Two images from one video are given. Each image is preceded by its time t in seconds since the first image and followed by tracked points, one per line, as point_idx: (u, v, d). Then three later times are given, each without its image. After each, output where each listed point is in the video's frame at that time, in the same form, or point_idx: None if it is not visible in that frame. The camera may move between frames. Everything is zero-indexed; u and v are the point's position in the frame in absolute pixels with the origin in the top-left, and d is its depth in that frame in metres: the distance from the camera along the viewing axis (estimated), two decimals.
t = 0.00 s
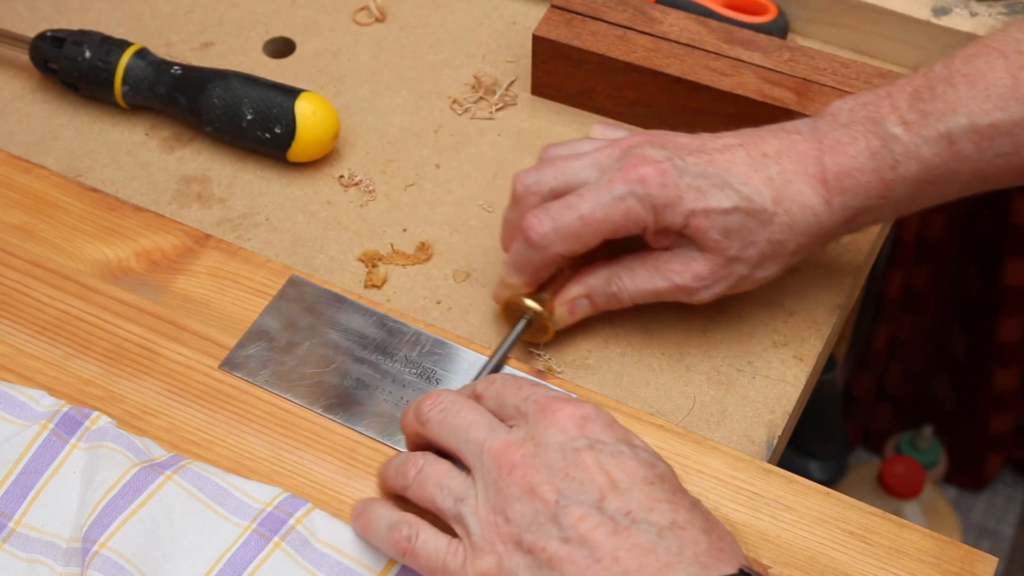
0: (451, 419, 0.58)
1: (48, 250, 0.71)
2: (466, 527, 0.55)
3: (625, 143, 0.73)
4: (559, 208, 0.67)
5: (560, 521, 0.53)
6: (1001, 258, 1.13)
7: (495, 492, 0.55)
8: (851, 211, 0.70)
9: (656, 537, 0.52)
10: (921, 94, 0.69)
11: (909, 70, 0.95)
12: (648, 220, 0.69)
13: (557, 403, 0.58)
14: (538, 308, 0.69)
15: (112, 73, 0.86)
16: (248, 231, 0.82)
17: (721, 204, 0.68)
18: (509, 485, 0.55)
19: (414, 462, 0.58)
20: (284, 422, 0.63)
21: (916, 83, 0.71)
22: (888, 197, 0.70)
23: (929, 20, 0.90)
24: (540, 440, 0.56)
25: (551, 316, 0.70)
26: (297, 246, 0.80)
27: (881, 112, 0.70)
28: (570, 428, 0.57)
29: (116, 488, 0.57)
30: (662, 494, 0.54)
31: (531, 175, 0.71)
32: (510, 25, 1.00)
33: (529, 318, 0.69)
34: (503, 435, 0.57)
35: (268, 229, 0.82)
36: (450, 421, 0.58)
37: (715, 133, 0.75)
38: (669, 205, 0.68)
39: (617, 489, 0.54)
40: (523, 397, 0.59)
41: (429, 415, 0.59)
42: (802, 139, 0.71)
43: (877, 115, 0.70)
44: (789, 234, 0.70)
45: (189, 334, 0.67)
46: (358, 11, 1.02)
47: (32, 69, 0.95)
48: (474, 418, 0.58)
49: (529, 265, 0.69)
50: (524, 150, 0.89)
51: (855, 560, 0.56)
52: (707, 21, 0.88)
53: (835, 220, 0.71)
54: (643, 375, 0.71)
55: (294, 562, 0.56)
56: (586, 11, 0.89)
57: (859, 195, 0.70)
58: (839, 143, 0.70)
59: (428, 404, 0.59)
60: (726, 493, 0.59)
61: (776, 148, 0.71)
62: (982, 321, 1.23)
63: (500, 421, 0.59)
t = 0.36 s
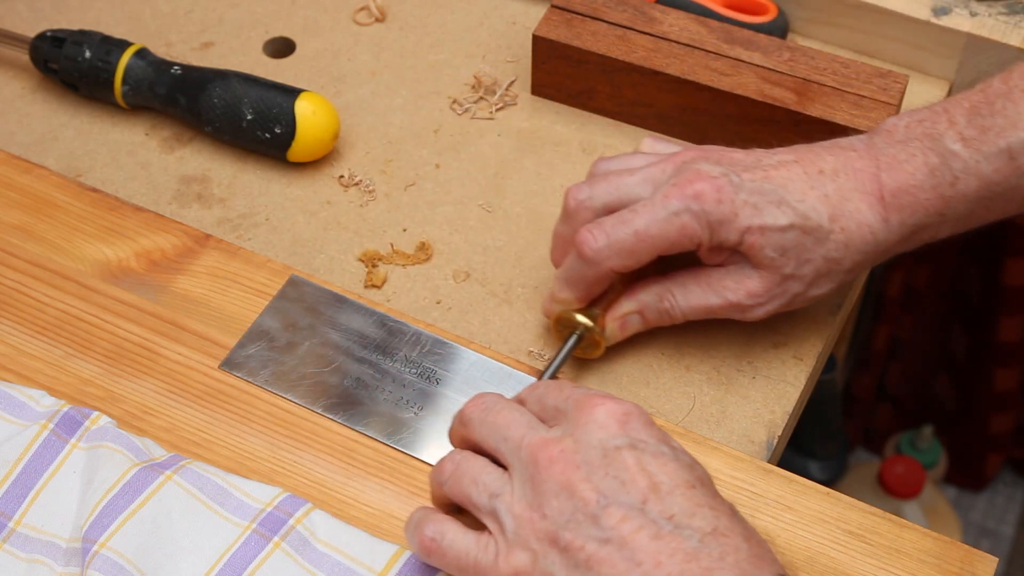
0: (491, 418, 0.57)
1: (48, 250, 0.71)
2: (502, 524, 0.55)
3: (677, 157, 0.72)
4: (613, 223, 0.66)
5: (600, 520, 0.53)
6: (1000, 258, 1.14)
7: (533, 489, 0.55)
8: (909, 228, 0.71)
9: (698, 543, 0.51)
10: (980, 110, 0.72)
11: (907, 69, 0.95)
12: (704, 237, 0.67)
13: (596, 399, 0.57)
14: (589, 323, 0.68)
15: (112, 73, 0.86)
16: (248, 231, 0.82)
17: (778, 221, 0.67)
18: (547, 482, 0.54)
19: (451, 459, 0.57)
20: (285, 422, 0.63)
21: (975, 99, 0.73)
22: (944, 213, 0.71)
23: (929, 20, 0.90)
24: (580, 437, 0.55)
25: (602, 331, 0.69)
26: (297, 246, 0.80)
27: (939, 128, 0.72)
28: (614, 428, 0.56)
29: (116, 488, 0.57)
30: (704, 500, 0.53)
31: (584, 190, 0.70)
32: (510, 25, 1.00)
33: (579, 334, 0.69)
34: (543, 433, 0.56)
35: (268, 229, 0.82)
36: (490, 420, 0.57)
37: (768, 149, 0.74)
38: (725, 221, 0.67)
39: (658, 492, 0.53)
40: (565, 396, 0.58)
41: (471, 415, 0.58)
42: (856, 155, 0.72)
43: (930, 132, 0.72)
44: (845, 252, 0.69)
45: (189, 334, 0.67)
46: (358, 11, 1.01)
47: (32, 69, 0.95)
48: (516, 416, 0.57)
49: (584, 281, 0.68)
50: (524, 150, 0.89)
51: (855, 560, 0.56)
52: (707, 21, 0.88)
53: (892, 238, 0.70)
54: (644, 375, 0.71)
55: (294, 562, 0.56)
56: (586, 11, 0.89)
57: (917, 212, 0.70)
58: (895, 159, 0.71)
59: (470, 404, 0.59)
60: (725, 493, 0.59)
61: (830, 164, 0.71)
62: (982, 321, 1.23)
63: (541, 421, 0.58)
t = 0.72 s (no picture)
0: (545, 442, 0.56)
1: (48, 250, 0.71)
2: (558, 552, 0.54)
3: (717, 172, 0.72)
4: (654, 238, 0.66)
5: (659, 549, 0.52)
6: (1000, 258, 1.15)
7: (590, 516, 0.54)
8: (952, 238, 0.71)
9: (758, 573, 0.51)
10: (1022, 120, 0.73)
11: (907, 69, 0.95)
12: (748, 251, 0.67)
13: (650, 424, 0.57)
14: (631, 340, 0.68)
15: (112, 73, 0.86)
16: (248, 231, 0.82)
17: (821, 235, 0.67)
18: (604, 509, 0.54)
19: (503, 485, 0.57)
20: (285, 422, 0.63)
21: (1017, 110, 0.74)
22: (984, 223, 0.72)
23: (929, 20, 0.90)
24: (637, 463, 0.55)
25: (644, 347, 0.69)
26: (297, 246, 0.80)
27: (982, 138, 0.73)
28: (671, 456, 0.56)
29: (116, 488, 0.57)
30: (762, 528, 0.53)
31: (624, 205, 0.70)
32: (510, 25, 1.00)
33: (620, 351, 0.68)
34: (599, 458, 0.56)
35: (268, 229, 0.82)
36: (545, 445, 0.56)
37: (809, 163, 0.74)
38: (769, 235, 0.66)
39: (716, 521, 0.53)
40: (620, 422, 0.58)
41: (523, 439, 0.57)
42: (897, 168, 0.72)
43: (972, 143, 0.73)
44: (889, 265, 0.70)
45: (188, 334, 0.67)
46: (358, 11, 1.01)
47: (32, 69, 0.95)
48: (570, 442, 0.57)
49: (625, 296, 0.68)
50: (523, 150, 0.89)
51: (855, 560, 0.56)
52: (708, 21, 0.88)
53: (934, 249, 0.71)
54: (644, 375, 0.71)
55: (294, 562, 0.56)
56: (586, 11, 0.89)
57: (959, 222, 0.71)
58: (937, 170, 0.72)
59: (523, 429, 0.58)
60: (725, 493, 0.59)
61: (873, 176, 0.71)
62: (982, 321, 1.23)
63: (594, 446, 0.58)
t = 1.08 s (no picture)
0: (662, 510, 0.53)
1: (48, 250, 0.71)
2: None
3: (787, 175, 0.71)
4: (727, 236, 0.65)
5: None
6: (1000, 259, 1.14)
7: None
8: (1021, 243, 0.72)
9: None
10: None
11: (907, 69, 0.95)
12: (823, 254, 0.66)
13: (776, 502, 0.53)
14: (696, 348, 0.65)
15: (112, 73, 0.86)
16: (248, 231, 0.82)
17: (898, 237, 0.67)
18: None
19: (610, 555, 0.53)
20: (285, 422, 0.63)
21: None
22: None
23: (928, 20, 0.90)
24: (763, 543, 0.52)
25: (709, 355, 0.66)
26: (297, 246, 0.80)
27: None
28: (793, 535, 0.52)
29: (116, 488, 0.57)
30: None
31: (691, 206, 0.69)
32: (510, 25, 1.00)
33: (685, 362, 0.66)
34: (720, 533, 0.52)
35: (268, 229, 0.82)
36: (661, 513, 0.53)
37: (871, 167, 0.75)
38: (844, 238, 0.66)
39: None
40: (739, 495, 0.55)
41: (633, 502, 0.54)
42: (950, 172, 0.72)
43: None
44: (959, 268, 0.70)
45: (188, 334, 0.67)
46: (358, 11, 1.01)
47: (32, 69, 0.95)
48: (688, 511, 0.53)
49: (694, 297, 0.67)
50: (523, 150, 0.89)
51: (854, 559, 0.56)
52: (708, 22, 0.88)
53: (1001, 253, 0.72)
54: (644, 375, 0.71)
55: (294, 562, 0.56)
56: (586, 11, 0.89)
57: None
58: (1008, 173, 0.73)
59: (634, 491, 0.54)
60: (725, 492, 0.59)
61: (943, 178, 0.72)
62: (981, 320, 1.23)
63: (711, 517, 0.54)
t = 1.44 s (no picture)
0: (502, 393, 0.54)
1: (48, 249, 0.71)
2: (513, 512, 0.51)
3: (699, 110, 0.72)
4: (608, 165, 0.67)
5: (619, 516, 0.50)
6: (1001, 259, 1.13)
7: (544, 473, 0.52)
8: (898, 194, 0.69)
9: (715, 547, 0.49)
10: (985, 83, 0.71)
11: (907, 69, 0.95)
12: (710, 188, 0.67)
13: (614, 391, 0.56)
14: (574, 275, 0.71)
15: (112, 73, 0.86)
16: (248, 231, 0.82)
17: (780, 175, 0.66)
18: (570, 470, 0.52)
19: (449, 435, 0.54)
20: (285, 422, 0.63)
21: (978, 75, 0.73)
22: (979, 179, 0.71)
23: (928, 20, 0.90)
24: (599, 425, 0.54)
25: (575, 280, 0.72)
26: (297, 246, 0.80)
27: (938, 97, 0.71)
28: (635, 424, 0.54)
29: (116, 488, 0.57)
30: (725, 504, 0.51)
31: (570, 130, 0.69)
32: (510, 25, 1.00)
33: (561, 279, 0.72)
34: (556, 418, 0.54)
35: (268, 229, 0.82)
36: (484, 394, 0.55)
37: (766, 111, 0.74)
38: (720, 172, 0.66)
39: (667, 486, 0.51)
40: (574, 381, 0.56)
41: (474, 386, 0.55)
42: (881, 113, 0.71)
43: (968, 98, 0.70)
44: (839, 212, 0.69)
45: (188, 334, 0.67)
46: (358, 11, 1.02)
47: (32, 69, 0.95)
48: (520, 395, 0.55)
49: (575, 224, 0.68)
50: (523, 150, 0.89)
51: (854, 560, 0.56)
52: (708, 22, 0.88)
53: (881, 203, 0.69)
54: (644, 375, 0.71)
55: (294, 562, 0.56)
56: (586, 11, 0.89)
57: (909, 175, 0.69)
58: (891, 123, 0.70)
59: (474, 379, 0.55)
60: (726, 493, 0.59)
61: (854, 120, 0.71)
62: (981, 320, 1.23)
63: (545, 400, 0.55)
